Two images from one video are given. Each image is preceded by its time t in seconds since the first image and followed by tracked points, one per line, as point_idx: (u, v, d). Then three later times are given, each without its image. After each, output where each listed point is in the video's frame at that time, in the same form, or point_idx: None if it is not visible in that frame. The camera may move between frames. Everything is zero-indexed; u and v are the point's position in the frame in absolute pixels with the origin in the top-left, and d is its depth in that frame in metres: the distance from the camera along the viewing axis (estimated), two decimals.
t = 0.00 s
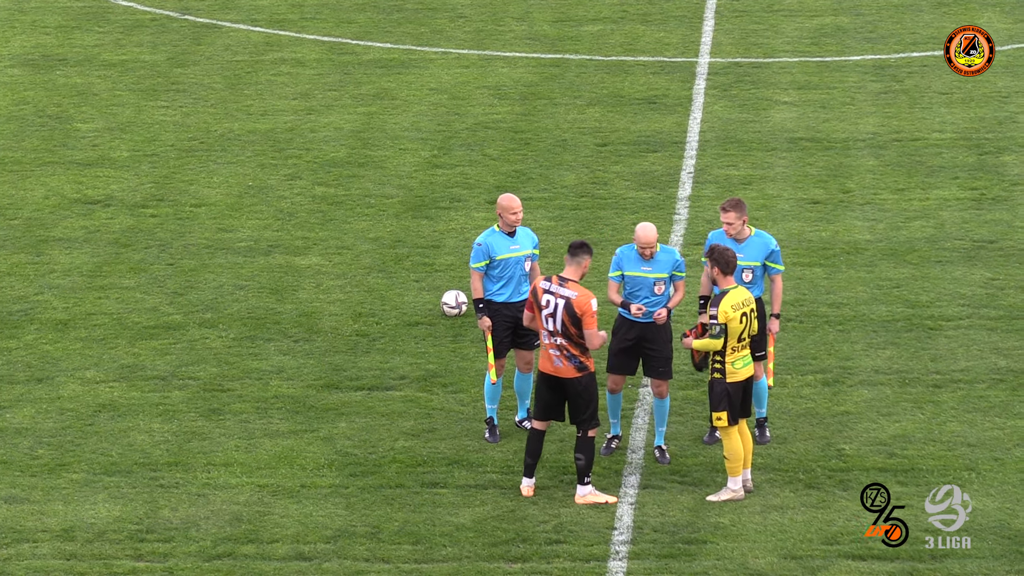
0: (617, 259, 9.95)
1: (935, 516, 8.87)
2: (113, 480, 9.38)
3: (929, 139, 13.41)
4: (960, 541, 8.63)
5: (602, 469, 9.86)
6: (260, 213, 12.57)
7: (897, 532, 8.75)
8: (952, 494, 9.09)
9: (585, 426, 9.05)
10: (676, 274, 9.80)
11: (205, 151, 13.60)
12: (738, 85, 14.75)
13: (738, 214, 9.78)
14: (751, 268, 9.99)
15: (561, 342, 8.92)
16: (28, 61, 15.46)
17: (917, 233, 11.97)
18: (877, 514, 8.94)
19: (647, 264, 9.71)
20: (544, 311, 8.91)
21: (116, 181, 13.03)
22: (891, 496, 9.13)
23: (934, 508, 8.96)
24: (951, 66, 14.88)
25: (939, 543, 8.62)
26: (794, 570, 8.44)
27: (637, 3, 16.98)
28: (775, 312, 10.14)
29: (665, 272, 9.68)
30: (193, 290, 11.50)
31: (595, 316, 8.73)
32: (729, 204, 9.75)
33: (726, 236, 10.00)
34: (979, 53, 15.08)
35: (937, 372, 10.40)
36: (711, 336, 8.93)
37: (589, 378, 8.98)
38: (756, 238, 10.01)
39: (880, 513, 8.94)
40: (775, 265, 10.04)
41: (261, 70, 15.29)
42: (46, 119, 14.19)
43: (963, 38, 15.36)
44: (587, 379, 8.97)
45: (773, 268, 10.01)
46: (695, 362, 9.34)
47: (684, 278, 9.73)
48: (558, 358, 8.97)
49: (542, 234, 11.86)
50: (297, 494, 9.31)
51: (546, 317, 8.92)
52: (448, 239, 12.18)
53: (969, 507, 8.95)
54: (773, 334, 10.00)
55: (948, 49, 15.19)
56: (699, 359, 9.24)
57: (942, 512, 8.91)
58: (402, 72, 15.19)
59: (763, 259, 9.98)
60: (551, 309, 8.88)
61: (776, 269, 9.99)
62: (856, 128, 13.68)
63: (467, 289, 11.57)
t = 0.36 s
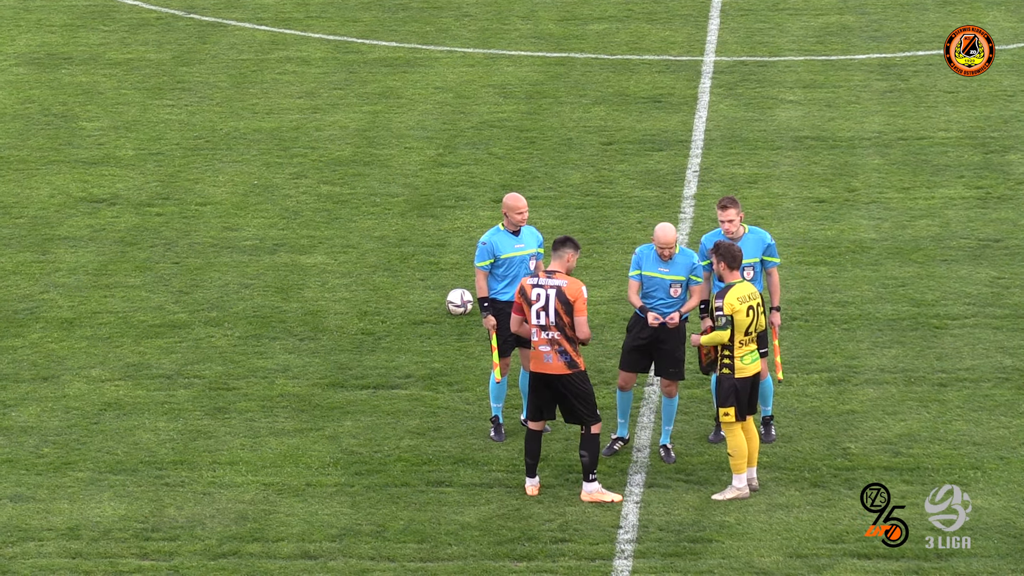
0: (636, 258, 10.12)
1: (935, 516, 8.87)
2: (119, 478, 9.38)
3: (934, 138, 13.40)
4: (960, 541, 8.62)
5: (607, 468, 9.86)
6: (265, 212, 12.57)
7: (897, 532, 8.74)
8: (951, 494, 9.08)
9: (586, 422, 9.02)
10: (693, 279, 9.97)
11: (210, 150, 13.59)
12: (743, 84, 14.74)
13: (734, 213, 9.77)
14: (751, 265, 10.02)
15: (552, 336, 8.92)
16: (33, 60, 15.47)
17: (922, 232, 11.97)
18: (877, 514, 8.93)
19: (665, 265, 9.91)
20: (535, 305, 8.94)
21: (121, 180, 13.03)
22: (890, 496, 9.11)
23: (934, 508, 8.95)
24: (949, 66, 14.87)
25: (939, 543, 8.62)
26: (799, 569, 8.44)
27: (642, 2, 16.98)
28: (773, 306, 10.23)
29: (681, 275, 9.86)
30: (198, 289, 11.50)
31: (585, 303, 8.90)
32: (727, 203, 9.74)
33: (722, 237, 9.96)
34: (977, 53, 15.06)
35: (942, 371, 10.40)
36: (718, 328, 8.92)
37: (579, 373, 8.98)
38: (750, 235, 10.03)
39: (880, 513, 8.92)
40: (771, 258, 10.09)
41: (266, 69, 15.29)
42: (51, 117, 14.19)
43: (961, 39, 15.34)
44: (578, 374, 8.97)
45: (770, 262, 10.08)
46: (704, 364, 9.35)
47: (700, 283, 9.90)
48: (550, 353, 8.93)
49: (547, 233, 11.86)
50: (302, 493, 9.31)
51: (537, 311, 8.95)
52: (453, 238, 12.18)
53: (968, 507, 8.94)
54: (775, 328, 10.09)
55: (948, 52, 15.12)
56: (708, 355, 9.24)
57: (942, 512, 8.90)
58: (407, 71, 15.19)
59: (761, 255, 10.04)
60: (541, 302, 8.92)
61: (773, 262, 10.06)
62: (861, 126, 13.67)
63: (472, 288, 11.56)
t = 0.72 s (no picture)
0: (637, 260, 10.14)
1: (935, 516, 8.88)
2: (117, 480, 9.38)
3: (933, 139, 13.40)
4: (960, 541, 8.63)
5: (606, 470, 9.85)
6: (264, 213, 12.57)
7: (897, 532, 8.75)
8: (952, 494, 9.09)
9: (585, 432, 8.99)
10: (693, 280, 9.99)
11: (209, 152, 13.59)
12: (742, 85, 14.74)
13: (740, 213, 9.81)
14: (754, 266, 10.02)
15: (564, 345, 8.89)
16: (32, 61, 15.47)
17: (921, 234, 11.97)
18: (877, 514, 8.94)
19: (664, 267, 9.92)
20: (545, 315, 8.87)
21: (120, 182, 13.03)
22: (891, 496, 9.13)
23: (934, 508, 8.97)
24: (951, 66, 14.89)
25: (940, 544, 8.63)
26: (798, 571, 8.44)
27: (641, 4, 16.99)
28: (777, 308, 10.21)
29: (681, 277, 9.87)
30: (196, 290, 11.50)
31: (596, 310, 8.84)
32: (733, 202, 9.78)
33: (727, 236, 10.02)
34: (979, 53, 15.09)
35: (941, 372, 10.40)
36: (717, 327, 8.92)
37: (590, 379, 8.99)
38: (755, 235, 10.06)
39: (881, 513, 8.94)
40: (776, 261, 10.11)
41: (265, 71, 15.30)
42: (50, 119, 14.19)
43: (963, 38, 15.36)
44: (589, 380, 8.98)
45: (774, 264, 10.09)
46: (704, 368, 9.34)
47: (700, 284, 9.91)
48: (562, 362, 8.92)
49: (546, 234, 11.86)
50: (301, 495, 9.31)
51: (547, 321, 8.88)
52: (452, 239, 12.18)
53: (969, 507, 8.96)
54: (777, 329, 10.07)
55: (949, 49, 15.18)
56: (707, 355, 9.23)
57: (943, 512, 8.92)
58: (406, 73, 15.19)
59: (765, 256, 10.05)
60: (552, 312, 8.85)
61: (777, 264, 10.07)
62: (860, 128, 13.67)
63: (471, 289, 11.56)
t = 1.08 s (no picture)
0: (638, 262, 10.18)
1: (935, 516, 8.91)
2: (118, 482, 9.38)
3: (934, 142, 13.40)
4: (960, 541, 8.66)
5: (607, 472, 9.86)
6: (265, 215, 12.57)
7: (895, 532, 8.78)
8: (952, 494, 9.12)
9: (592, 439, 9.02)
10: (694, 283, 10.01)
11: (210, 154, 13.60)
12: (743, 88, 14.74)
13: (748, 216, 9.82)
14: (759, 270, 10.03)
15: (575, 353, 8.89)
16: (33, 64, 15.47)
17: (922, 236, 11.97)
18: (876, 514, 8.97)
19: (666, 269, 9.95)
20: (558, 323, 8.87)
21: (121, 184, 13.03)
22: (890, 496, 9.16)
23: (934, 508, 9.00)
24: (949, 66, 14.92)
25: (938, 544, 8.65)
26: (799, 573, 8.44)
27: (642, 6, 16.99)
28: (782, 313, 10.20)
29: (682, 280, 9.89)
30: (197, 292, 11.50)
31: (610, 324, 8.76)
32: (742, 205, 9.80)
33: (734, 239, 10.05)
34: (978, 53, 15.11)
35: (942, 375, 10.40)
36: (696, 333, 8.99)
37: (602, 388, 8.97)
38: (763, 240, 10.06)
39: (880, 513, 8.97)
40: (783, 266, 10.08)
41: (267, 73, 15.30)
42: (51, 121, 14.20)
43: (962, 38, 15.38)
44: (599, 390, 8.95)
45: (781, 269, 10.06)
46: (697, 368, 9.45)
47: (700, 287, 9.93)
48: (573, 370, 8.92)
49: (547, 237, 11.86)
50: (302, 497, 9.31)
51: (560, 328, 8.88)
52: (453, 242, 12.18)
53: (968, 506, 8.98)
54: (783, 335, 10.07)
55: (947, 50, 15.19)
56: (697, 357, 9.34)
57: (941, 511, 8.95)
58: (408, 75, 15.20)
59: (771, 261, 10.04)
60: (565, 320, 8.84)
61: (784, 270, 10.05)
62: (861, 130, 13.67)
63: (472, 291, 11.56)
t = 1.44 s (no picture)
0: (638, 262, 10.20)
1: (935, 516, 8.91)
2: (118, 483, 9.38)
3: (934, 142, 13.40)
4: (960, 541, 8.66)
5: (606, 472, 9.86)
6: (265, 216, 12.57)
7: (894, 532, 8.78)
8: (952, 494, 9.13)
9: (585, 439, 9.02)
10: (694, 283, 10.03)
11: (210, 154, 13.60)
12: (743, 88, 14.75)
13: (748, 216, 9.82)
14: (759, 269, 10.03)
15: (566, 351, 8.95)
16: (33, 64, 15.47)
17: (922, 236, 11.97)
18: (877, 514, 8.97)
19: (665, 269, 9.98)
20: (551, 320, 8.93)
21: (120, 184, 13.03)
22: (891, 496, 9.16)
23: (934, 508, 9.00)
24: (950, 66, 14.95)
25: (938, 544, 8.65)
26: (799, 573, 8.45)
27: (642, 6, 16.99)
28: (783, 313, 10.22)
29: (681, 280, 9.92)
30: (197, 292, 11.50)
31: (601, 325, 8.74)
32: (741, 205, 9.80)
33: (733, 239, 10.05)
34: (978, 53, 15.12)
35: (942, 375, 10.40)
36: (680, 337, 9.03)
37: (594, 388, 8.98)
38: (763, 240, 10.06)
39: (880, 514, 8.95)
40: (783, 266, 10.08)
41: (266, 73, 15.30)
42: (50, 121, 14.20)
43: (962, 39, 15.39)
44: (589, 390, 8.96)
45: (781, 269, 10.06)
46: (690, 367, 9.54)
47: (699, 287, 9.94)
48: (564, 367, 8.99)
49: (547, 237, 11.86)
50: (302, 497, 9.31)
51: (552, 325, 8.94)
52: (452, 242, 12.18)
53: (968, 507, 8.99)
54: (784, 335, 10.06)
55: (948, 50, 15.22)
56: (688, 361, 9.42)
57: (942, 512, 8.95)
58: (407, 75, 15.20)
59: (771, 260, 10.04)
60: (557, 317, 8.89)
61: (783, 269, 10.05)
62: (861, 131, 13.67)
63: (472, 291, 11.57)
